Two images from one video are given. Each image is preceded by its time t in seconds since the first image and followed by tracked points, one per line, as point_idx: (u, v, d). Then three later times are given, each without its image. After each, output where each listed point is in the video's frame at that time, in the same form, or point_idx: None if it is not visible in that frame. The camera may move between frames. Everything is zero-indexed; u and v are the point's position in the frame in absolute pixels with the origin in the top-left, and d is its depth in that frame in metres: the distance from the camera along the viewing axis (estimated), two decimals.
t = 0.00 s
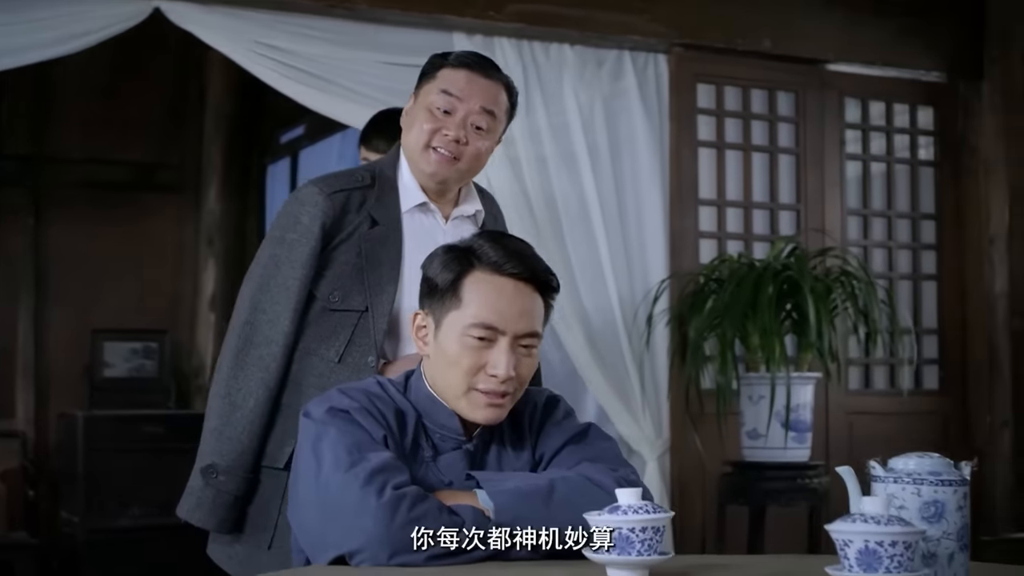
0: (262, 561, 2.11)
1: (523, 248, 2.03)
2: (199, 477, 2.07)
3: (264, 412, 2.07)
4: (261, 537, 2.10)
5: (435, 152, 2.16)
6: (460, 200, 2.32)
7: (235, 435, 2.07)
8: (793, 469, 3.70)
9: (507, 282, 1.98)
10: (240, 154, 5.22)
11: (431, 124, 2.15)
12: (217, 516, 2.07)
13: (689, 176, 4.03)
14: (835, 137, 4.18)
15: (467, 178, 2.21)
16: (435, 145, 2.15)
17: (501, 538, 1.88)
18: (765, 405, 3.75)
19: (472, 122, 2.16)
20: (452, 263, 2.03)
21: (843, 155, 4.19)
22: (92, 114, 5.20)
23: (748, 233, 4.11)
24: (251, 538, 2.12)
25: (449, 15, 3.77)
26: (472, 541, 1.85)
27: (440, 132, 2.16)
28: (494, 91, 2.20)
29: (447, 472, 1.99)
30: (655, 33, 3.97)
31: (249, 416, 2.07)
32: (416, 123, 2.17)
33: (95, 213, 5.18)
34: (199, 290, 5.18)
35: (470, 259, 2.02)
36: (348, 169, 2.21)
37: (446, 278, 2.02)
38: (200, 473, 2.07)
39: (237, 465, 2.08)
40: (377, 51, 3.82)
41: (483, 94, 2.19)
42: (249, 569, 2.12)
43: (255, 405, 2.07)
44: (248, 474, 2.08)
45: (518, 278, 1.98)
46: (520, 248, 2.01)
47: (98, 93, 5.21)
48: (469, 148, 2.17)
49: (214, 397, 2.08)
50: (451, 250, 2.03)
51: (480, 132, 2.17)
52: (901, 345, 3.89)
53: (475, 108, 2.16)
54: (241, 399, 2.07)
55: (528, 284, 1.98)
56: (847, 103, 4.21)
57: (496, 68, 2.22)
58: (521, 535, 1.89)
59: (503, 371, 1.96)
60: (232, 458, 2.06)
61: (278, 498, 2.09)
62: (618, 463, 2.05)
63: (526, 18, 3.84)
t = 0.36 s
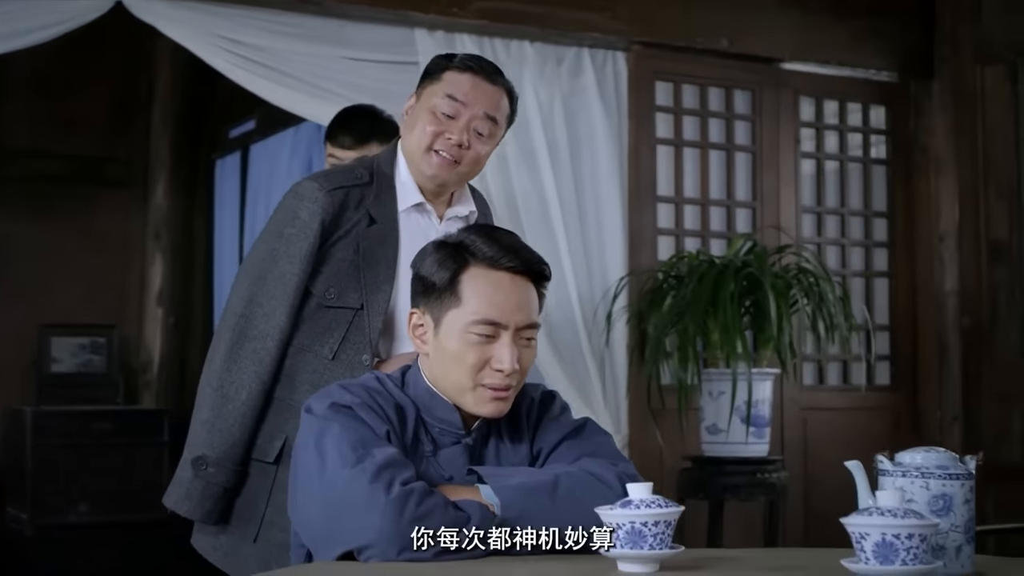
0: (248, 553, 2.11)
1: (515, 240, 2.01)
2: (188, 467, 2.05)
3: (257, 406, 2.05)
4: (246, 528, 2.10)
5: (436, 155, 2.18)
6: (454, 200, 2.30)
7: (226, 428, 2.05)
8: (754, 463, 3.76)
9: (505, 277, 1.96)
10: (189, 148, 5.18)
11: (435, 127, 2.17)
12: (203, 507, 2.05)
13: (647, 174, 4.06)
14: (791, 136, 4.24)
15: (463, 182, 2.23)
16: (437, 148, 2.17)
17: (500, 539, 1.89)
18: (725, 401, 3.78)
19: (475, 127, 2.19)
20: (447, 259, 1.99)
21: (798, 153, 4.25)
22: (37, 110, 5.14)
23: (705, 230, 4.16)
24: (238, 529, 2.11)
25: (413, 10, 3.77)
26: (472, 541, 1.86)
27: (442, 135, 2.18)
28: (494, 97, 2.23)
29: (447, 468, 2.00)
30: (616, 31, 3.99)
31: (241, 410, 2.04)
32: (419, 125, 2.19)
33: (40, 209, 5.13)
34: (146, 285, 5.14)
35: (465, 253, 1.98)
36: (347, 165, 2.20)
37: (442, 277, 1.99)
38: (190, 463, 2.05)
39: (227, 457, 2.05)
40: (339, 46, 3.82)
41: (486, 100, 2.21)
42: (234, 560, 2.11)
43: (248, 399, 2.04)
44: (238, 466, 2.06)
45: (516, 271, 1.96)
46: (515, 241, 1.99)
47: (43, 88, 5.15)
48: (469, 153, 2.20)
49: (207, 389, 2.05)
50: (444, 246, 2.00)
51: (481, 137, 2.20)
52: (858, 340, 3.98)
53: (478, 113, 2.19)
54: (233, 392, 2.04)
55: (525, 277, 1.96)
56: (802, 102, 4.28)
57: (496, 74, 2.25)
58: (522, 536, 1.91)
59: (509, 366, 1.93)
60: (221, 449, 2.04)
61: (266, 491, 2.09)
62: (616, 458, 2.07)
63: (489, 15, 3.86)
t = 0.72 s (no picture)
0: (234, 544, 2.11)
1: (519, 238, 1.97)
2: (180, 456, 2.06)
3: (250, 398, 2.05)
4: (234, 518, 2.11)
5: (439, 157, 2.18)
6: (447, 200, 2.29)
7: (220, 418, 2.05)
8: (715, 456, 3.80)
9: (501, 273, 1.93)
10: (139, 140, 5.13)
11: (439, 129, 2.17)
12: (192, 495, 2.06)
13: (606, 168, 4.08)
14: (748, 133, 4.29)
15: (460, 185, 2.24)
16: (440, 150, 2.17)
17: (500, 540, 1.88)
18: (686, 394, 3.80)
19: (478, 132, 2.19)
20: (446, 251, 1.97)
21: (755, 149, 4.30)
22: None
23: (664, 224, 4.19)
24: (225, 520, 2.11)
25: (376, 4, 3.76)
26: (473, 541, 1.86)
27: (446, 137, 2.18)
28: (497, 103, 2.24)
29: (446, 462, 2.00)
30: (576, 27, 4.01)
31: (235, 400, 2.05)
32: (423, 126, 2.19)
33: None
34: (95, 279, 5.00)
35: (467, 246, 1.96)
36: (349, 160, 2.19)
37: (441, 266, 1.96)
38: (181, 452, 2.05)
39: (220, 446, 2.06)
40: (302, 39, 3.80)
41: (490, 105, 2.22)
42: (218, 550, 2.12)
43: (243, 389, 2.05)
44: (229, 456, 2.07)
45: (514, 269, 1.93)
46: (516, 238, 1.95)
47: None
48: (470, 158, 2.20)
49: (202, 379, 2.06)
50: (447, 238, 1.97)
51: (483, 142, 2.20)
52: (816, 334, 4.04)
53: (482, 119, 2.20)
54: (229, 382, 2.05)
55: (523, 275, 1.92)
56: (758, 98, 4.33)
57: (500, 80, 2.26)
58: (522, 536, 1.90)
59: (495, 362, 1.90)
60: (214, 438, 2.05)
61: (255, 482, 2.09)
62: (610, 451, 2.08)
63: (450, 10, 3.87)
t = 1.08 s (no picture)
0: (225, 534, 2.12)
1: (516, 236, 1.94)
2: (177, 446, 2.06)
3: (249, 390, 2.06)
4: (227, 509, 2.13)
5: (440, 157, 2.22)
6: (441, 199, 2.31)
7: (217, 410, 2.05)
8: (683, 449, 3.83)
9: (498, 270, 1.89)
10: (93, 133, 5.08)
11: (442, 129, 2.20)
12: (190, 481, 2.08)
13: (572, 161, 4.09)
14: (711, 127, 4.33)
15: (458, 184, 2.27)
16: (442, 150, 2.21)
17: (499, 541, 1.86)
18: (654, 387, 3.82)
19: (479, 134, 2.23)
20: (443, 246, 1.94)
21: (718, 144, 4.34)
22: None
23: (629, 218, 4.21)
24: (218, 509, 2.13)
25: None
26: (473, 541, 1.85)
27: (447, 138, 2.21)
28: (498, 105, 2.27)
29: (443, 455, 2.01)
30: (542, 21, 4.01)
31: (234, 391, 2.05)
32: (425, 126, 2.22)
33: None
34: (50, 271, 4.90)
35: (464, 241, 1.93)
36: (348, 154, 2.20)
37: (437, 262, 1.92)
38: (179, 443, 2.05)
39: (217, 437, 2.07)
40: (270, 32, 3.79)
41: (492, 107, 2.25)
42: (209, 541, 2.11)
43: (242, 381, 2.05)
44: (225, 447, 2.08)
45: (510, 265, 1.89)
46: (515, 235, 1.92)
47: None
48: (470, 158, 2.24)
49: (201, 369, 2.05)
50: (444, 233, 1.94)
51: (483, 143, 2.24)
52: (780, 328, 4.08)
53: (484, 121, 2.23)
54: (229, 374, 2.04)
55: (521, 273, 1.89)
56: (721, 93, 4.36)
57: (502, 81, 2.28)
58: (522, 536, 1.87)
59: (492, 359, 1.88)
60: (214, 428, 2.06)
61: (250, 473, 2.11)
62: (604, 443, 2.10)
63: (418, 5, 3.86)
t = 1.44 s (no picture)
0: (232, 529, 2.11)
1: (505, 229, 1.91)
2: (186, 443, 2.05)
3: (258, 385, 2.06)
4: (233, 506, 2.11)
5: (440, 154, 2.22)
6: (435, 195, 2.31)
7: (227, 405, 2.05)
8: (656, 444, 3.85)
9: (492, 265, 1.87)
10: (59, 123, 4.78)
11: (443, 127, 2.21)
12: (198, 480, 2.06)
13: (545, 157, 4.10)
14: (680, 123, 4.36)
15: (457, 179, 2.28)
16: (442, 148, 2.21)
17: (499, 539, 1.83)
18: (627, 382, 3.85)
19: (479, 131, 2.23)
20: (435, 245, 1.91)
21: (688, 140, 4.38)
22: None
23: (601, 214, 4.23)
24: (224, 507, 2.12)
25: None
26: (473, 541, 1.82)
27: (448, 135, 2.22)
28: (498, 103, 2.26)
29: (437, 451, 2.00)
30: (515, 17, 4.03)
31: (244, 387, 2.05)
32: (426, 123, 2.22)
33: None
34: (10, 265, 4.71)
35: (455, 239, 1.90)
36: (351, 150, 2.21)
37: (431, 262, 1.89)
38: (188, 438, 2.05)
39: (226, 433, 2.07)
40: (245, 27, 3.78)
41: (491, 104, 2.25)
42: (214, 537, 2.11)
43: (252, 376, 2.05)
44: (234, 443, 2.07)
45: (504, 260, 1.87)
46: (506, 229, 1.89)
47: None
48: (469, 155, 2.24)
49: (210, 365, 2.05)
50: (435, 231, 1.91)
51: (482, 141, 2.24)
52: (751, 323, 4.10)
53: (484, 119, 2.23)
54: (239, 368, 2.05)
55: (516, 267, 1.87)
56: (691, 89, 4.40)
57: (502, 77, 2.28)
58: (522, 536, 1.84)
59: (493, 355, 1.85)
60: (222, 424, 2.05)
61: (258, 470, 2.10)
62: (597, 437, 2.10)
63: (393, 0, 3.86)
